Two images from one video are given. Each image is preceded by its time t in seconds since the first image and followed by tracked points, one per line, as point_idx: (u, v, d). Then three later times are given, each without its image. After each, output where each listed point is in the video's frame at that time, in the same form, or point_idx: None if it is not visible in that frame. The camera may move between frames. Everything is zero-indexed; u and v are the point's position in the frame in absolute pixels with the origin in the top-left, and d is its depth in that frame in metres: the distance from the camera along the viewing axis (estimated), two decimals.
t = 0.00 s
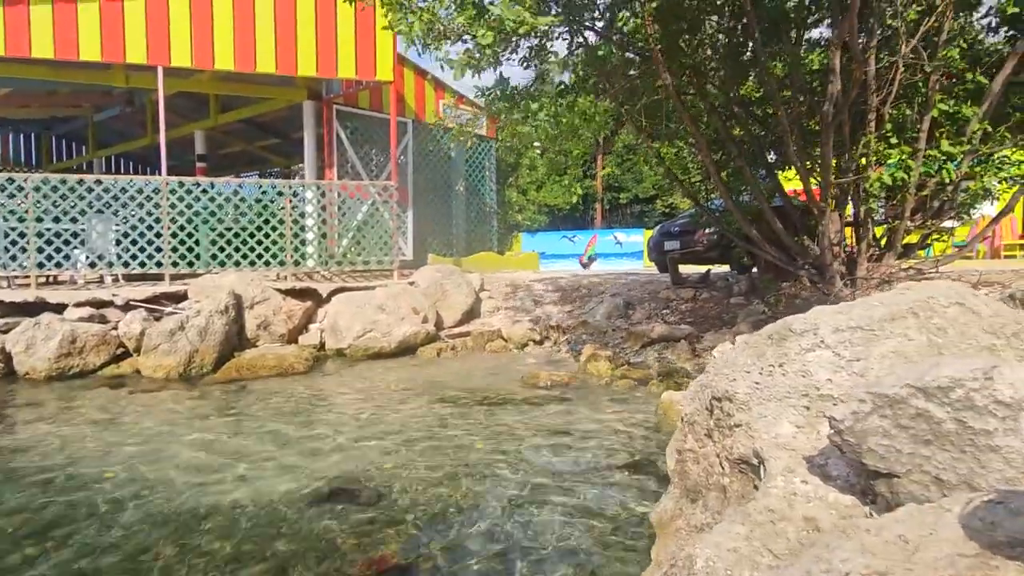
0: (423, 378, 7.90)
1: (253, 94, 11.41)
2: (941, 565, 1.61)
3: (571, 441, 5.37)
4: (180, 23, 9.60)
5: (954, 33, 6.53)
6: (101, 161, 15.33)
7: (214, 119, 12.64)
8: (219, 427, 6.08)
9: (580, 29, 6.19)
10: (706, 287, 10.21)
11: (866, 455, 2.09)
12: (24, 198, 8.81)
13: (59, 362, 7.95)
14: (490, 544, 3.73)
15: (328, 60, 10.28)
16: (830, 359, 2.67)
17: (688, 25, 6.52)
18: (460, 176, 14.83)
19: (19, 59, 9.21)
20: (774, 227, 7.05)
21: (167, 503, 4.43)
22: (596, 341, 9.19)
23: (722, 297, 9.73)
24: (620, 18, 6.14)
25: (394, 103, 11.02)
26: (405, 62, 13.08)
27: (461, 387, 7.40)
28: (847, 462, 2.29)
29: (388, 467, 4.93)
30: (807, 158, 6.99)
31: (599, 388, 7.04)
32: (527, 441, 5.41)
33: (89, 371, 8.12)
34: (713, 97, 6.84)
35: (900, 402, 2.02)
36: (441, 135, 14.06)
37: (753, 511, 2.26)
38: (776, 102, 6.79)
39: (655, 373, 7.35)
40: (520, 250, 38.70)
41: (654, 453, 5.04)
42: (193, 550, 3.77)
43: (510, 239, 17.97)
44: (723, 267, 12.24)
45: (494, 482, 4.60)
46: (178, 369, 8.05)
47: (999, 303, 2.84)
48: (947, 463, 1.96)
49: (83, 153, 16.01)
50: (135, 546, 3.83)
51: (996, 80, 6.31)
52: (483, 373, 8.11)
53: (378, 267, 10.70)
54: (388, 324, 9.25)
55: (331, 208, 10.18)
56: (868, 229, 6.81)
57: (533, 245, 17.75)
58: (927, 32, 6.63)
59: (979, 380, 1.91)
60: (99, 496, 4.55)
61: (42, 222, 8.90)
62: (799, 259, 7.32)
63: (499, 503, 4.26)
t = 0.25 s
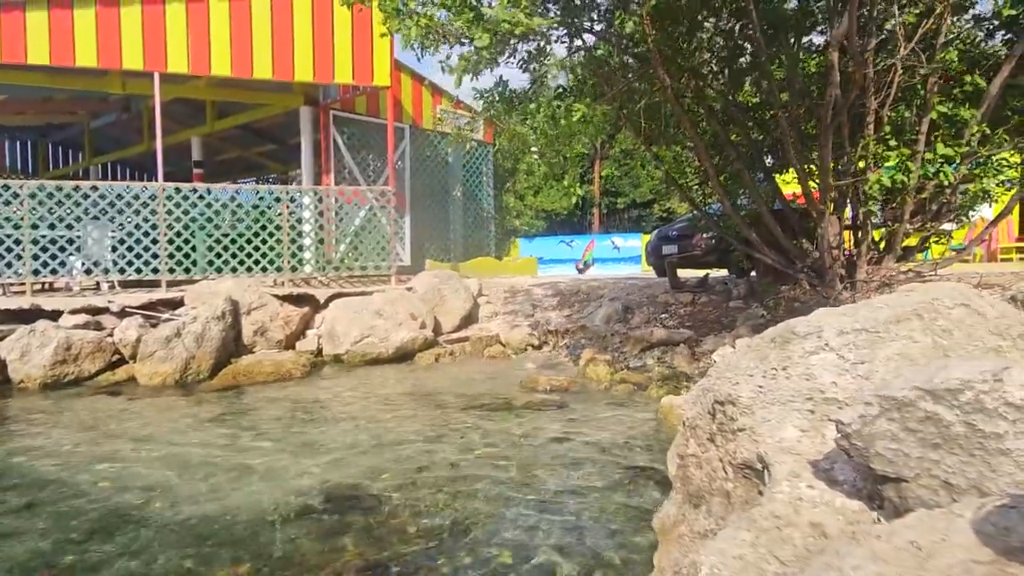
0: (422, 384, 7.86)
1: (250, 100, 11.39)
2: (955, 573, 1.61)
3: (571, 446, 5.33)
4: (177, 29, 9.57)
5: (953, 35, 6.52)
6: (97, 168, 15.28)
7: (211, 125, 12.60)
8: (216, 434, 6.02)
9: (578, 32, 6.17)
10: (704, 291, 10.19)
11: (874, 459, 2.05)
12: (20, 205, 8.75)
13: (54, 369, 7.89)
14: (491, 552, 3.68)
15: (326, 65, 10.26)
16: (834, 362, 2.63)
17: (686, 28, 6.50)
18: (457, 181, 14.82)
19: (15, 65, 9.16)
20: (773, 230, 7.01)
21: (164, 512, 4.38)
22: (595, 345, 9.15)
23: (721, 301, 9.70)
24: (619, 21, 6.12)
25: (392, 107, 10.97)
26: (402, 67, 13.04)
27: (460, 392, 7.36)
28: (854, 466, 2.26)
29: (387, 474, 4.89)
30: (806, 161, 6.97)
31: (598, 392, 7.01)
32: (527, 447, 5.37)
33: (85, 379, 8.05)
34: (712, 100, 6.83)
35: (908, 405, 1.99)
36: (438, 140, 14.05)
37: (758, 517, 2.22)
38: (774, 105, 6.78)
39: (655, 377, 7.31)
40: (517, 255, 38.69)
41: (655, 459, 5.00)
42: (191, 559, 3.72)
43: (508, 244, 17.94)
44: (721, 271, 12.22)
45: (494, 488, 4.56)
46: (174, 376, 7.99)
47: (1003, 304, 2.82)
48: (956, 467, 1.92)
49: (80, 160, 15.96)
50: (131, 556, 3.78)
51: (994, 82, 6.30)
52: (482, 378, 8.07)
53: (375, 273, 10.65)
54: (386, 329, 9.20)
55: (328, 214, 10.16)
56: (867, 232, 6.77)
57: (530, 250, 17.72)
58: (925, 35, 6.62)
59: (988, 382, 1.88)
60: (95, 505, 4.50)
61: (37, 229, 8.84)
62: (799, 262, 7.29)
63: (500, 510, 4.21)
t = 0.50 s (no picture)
0: (421, 388, 7.80)
1: (247, 104, 11.35)
2: (968, 575, 1.58)
3: (571, 449, 5.28)
4: (173, 33, 9.53)
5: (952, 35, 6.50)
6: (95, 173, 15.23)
7: (208, 130, 12.57)
8: (213, 439, 5.97)
9: (576, 32, 6.14)
10: (704, 294, 10.15)
11: (881, 460, 2.01)
12: (15, 210, 8.70)
13: (50, 375, 7.82)
14: (491, 557, 3.63)
15: (322, 69, 10.22)
16: (837, 361, 2.59)
17: (685, 28, 6.47)
18: (455, 185, 14.77)
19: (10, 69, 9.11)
20: (773, 232, 6.97)
21: (159, 518, 4.32)
22: (595, 348, 9.11)
23: (720, 304, 9.65)
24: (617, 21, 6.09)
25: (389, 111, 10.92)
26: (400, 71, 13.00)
27: (459, 396, 7.31)
28: (859, 468, 2.21)
29: (385, 479, 4.83)
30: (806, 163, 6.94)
31: (598, 395, 6.95)
32: (527, 450, 5.31)
33: (80, 385, 7.99)
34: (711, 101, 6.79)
35: (914, 403, 1.94)
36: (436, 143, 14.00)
37: (762, 519, 2.18)
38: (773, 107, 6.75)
39: (655, 380, 7.26)
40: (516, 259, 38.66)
41: (656, 462, 4.94)
42: (187, 566, 3.66)
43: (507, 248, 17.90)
44: (720, 273, 12.17)
45: (493, 492, 4.51)
46: (171, 381, 7.93)
47: (1008, 302, 2.77)
48: (965, 467, 1.88)
49: (78, 165, 15.92)
50: (126, 563, 3.73)
51: (994, 81, 6.26)
52: (481, 381, 8.02)
53: (373, 277, 10.60)
54: (384, 333, 9.15)
55: (326, 218, 10.12)
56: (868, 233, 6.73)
57: (529, 254, 17.68)
58: (924, 34, 6.59)
59: (996, 380, 1.82)
60: (90, 511, 4.44)
61: (33, 234, 8.79)
62: (797, 263, 7.26)
63: (499, 515, 4.16)
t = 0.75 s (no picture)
0: (419, 390, 7.77)
1: (244, 106, 11.32)
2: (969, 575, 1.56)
3: (570, 451, 5.25)
4: (170, 35, 9.50)
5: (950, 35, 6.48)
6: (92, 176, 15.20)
7: (205, 132, 12.54)
8: (210, 442, 5.94)
9: (574, 33, 6.12)
10: (703, 295, 10.13)
11: (880, 458, 1.98)
12: (11, 213, 8.67)
13: (47, 378, 7.79)
14: (488, 559, 3.60)
15: (319, 71, 10.21)
16: (835, 359, 2.56)
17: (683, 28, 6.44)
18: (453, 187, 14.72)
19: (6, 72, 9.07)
20: (771, 232, 6.94)
21: (155, 520, 4.29)
22: (594, 349, 9.08)
23: (719, 305, 9.62)
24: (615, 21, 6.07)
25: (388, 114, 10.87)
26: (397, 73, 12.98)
27: (457, 398, 7.28)
28: (858, 466, 2.18)
29: (382, 481, 4.80)
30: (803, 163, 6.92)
31: (597, 397, 6.91)
32: (525, 452, 5.28)
33: (76, 388, 7.95)
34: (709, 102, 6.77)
35: (915, 400, 1.91)
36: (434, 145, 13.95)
37: (760, 519, 2.16)
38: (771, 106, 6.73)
39: (653, 381, 7.24)
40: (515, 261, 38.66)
41: (654, 463, 4.92)
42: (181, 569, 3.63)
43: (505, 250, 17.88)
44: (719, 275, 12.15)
45: (490, 494, 4.48)
46: (168, 383, 7.89)
47: (1008, 299, 2.75)
48: (965, 465, 1.85)
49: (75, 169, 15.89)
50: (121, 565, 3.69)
51: (993, 81, 6.25)
52: (480, 383, 7.99)
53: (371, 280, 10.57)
54: (382, 335, 9.12)
55: (323, 220, 10.09)
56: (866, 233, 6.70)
57: (528, 256, 17.65)
58: (922, 33, 6.56)
59: (997, 376, 1.79)
60: (84, 514, 4.41)
61: (29, 237, 8.76)
62: (796, 263, 7.23)
63: (497, 517, 4.13)
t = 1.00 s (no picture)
0: (421, 388, 7.77)
1: (245, 105, 11.32)
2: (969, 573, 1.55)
3: (570, 449, 5.25)
4: (171, 33, 9.50)
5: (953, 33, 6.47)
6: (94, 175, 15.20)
7: (207, 131, 12.54)
8: (212, 440, 5.94)
9: (574, 31, 6.11)
10: (704, 294, 10.12)
11: (881, 456, 1.97)
12: (13, 211, 8.67)
13: (48, 376, 7.80)
14: (489, 557, 3.59)
15: (321, 70, 10.20)
16: (836, 357, 2.56)
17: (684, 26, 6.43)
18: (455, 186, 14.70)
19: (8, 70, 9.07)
20: (773, 231, 6.92)
21: (156, 518, 4.30)
22: (595, 348, 9.08)
23: (720, 304, 9.62)
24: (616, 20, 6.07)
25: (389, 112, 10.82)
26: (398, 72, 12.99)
27: (458, 396, 7.28)
28: (858, 465, 2.17)
29: (383, 479, 4.80)
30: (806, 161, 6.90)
31: (599, 396, 6.91)
32: (525, 451, 5.29)
33: (77, 386, 7.95)
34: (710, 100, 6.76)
35: (915, 399, 1.91)
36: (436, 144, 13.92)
37: (760, 518, 2.15)
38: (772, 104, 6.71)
39: (654, 380, 7.24)
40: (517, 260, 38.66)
41: (655, 462, 4.91)
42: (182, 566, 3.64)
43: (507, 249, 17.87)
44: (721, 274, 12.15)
45: (491, 492, 4.48)
46: (169, 382, 7.90)
47: (1010, 297, 2.74)
48: (966, 464, 1.84)
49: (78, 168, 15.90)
50: (122, 563, 3.69)
51: (995, 79, 6.23)
52: (481, 382, 7.99)
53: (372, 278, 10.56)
54: (383, 333, 9.12)
55: (324, 219, 10.09)
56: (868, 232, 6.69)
57: (529, 255, 17.65)
58: (925, 31, 6.55)
59: (998, 374, 1.78)
60: (86, 511, 4.42)
61: (31, 235, 8.76)
62: (797, 262, 7.22)
63: (497, 515, 4.12)
